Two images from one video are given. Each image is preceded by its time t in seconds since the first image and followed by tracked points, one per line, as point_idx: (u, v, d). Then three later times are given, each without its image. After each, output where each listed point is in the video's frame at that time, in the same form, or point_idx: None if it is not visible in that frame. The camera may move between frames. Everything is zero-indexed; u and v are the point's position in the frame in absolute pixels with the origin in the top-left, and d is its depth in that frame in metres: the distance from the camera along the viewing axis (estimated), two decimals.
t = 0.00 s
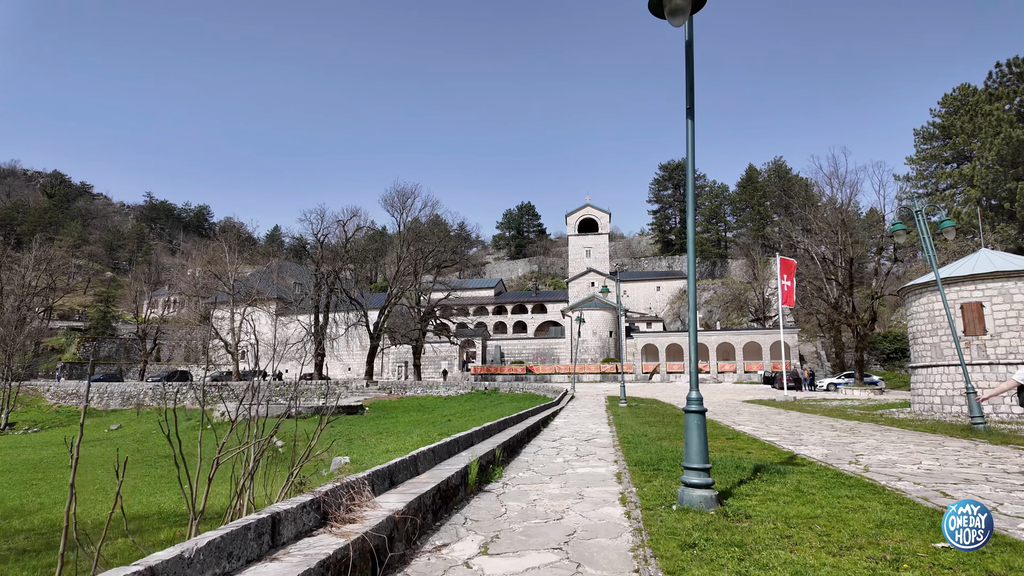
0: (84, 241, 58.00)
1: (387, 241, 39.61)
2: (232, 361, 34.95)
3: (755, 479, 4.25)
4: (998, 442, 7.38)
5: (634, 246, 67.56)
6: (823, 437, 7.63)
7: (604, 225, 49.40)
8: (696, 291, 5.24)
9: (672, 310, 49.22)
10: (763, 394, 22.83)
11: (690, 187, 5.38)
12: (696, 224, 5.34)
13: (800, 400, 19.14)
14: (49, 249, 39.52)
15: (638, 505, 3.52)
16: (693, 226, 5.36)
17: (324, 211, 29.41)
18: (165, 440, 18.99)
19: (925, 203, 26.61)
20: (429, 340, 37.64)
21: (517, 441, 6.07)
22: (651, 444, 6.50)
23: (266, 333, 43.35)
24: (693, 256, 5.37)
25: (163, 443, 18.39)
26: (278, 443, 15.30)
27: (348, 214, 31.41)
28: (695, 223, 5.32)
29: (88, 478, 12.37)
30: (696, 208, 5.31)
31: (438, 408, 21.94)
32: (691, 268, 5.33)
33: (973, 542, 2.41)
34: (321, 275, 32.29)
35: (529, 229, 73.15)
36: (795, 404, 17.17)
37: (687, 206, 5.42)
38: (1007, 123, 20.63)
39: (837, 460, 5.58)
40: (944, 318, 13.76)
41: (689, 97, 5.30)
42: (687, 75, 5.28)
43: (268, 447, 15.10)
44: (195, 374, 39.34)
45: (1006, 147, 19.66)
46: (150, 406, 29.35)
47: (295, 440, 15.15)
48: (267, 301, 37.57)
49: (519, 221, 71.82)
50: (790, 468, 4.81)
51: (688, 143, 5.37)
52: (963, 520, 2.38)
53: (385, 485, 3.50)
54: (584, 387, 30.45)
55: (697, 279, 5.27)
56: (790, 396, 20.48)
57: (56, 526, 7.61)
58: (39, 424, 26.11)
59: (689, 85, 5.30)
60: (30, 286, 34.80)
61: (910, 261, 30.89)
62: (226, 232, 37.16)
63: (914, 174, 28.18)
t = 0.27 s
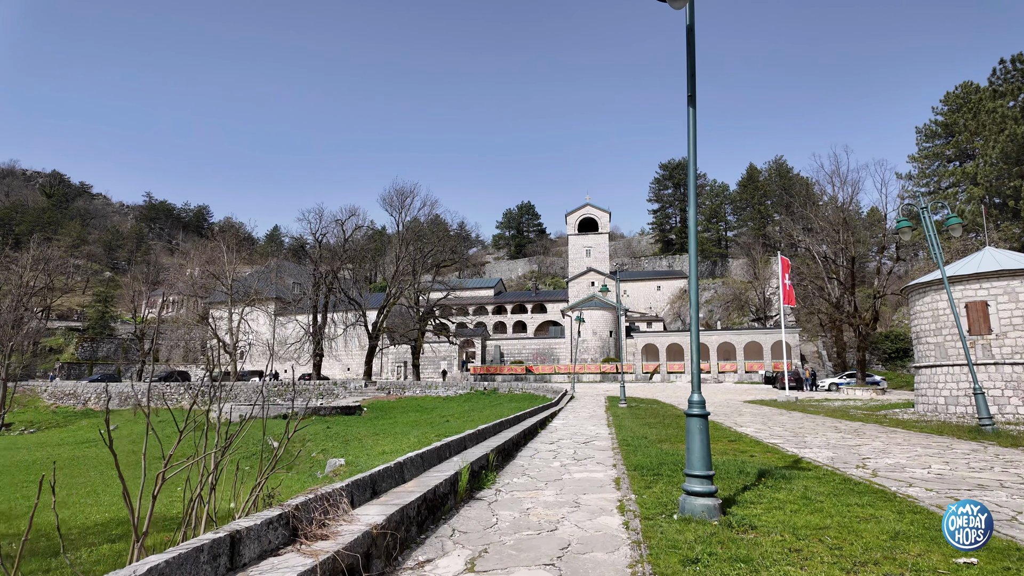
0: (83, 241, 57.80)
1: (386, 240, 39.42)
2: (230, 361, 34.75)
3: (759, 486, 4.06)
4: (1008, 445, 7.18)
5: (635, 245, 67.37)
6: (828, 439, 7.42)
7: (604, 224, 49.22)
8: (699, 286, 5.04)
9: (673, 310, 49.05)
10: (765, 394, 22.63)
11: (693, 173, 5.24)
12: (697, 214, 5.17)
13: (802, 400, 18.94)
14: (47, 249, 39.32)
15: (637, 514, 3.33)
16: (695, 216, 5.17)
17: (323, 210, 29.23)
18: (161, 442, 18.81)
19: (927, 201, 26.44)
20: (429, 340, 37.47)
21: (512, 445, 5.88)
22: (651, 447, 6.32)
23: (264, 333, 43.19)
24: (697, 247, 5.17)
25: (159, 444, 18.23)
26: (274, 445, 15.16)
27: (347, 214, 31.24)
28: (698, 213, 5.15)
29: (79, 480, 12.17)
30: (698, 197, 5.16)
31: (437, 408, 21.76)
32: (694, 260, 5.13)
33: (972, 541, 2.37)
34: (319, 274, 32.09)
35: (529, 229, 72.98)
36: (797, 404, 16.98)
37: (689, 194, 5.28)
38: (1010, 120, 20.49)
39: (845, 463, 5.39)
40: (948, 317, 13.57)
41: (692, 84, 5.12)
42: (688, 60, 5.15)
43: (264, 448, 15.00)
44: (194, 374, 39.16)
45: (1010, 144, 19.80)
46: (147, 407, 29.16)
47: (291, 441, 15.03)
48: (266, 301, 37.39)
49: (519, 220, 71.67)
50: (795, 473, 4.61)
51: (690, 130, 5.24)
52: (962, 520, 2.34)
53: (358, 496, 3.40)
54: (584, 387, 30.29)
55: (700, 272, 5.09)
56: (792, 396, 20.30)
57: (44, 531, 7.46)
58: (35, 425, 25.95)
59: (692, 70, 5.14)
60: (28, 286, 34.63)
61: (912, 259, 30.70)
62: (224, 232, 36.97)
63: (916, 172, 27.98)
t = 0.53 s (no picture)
0: (83, 240, 57.70)
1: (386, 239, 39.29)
2: (229, 360, 34.64)
3: (764, 488, 3.89)
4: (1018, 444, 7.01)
5: (636, 244, 67.18)
6: (833, 438, 7.26)
7: (605, 223, 49.03)
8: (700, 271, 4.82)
9: (674, 309, 48.87)
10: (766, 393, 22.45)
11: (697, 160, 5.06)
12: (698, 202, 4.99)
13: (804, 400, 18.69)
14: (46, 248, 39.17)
15: (638, 519, 3.16)
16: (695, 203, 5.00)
17: (323, 208, 29.11)
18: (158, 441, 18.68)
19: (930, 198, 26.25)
20: (429, 339, 37.34)
21: (508, 445, 5.73)
22: (652, 447, 6.14)
23: (264, 331, 43.09)
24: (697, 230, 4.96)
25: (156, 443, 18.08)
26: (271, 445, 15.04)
27: (347, 212, 31.11)
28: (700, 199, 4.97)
29: (73, 480, 12.04)
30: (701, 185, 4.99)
31: (437, 407, 21.62)
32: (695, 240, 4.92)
33: (972, 541, 2.35)
34: (318, 273, 31.93)
35: (530, 228, 72.79)
36: (799, 403, 16.81)
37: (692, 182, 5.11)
38: (1015, 117, 20.30)
39: (853, 463, 5.21)
40: (954, 315, 13.38)
41: (694, 67, 4.97)
42: (692, 41, 4.99)
43: (261, 448, 14.87)
44: (193, 373, 39.05)
45: (1015, 141, 19.77)
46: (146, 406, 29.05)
47: (288, 441, 14.90)
48: (266, 299, 37.26)
49: (520, 219, 71.52)
50: (802, 475, 4.43)
51: (692, 113, 5.09)
52: (960, 520, 2.29)
53: (336, 503, 3.27)
54: (585, 386, 30.16)
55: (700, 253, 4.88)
56: (795, 396, 20.13)
57: (32, 531, 7.33)
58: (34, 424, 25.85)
59: (695, 52, 5.00)
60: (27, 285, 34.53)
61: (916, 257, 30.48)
62: (224, 230, 36.84)
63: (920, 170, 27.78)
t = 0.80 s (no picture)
0: (83, 239, 57.53)
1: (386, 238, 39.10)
2: (228, 360, 34.48)
3: (773, 495, 3.71)
4: None
5: (637, 243, 66.92)
6: (841, 441, 7.06)
7: (606, 222, 48.81)
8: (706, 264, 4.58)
9: (675, 308, 48.65)
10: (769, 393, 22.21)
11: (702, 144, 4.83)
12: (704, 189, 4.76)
13: (807, 400, 18.48)
14: (45, 247, 39.02)
15: (641, 531, 2.99)
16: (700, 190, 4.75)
17: (322, 207, 28.93)
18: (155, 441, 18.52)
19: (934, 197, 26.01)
20: (428, 338, 37.17)
21: (505, 448, 5.55)
22: (654, 451, 5.94)
23: (263, 330, 42.94)
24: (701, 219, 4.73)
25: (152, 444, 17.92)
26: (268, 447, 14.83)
27: (346, 210, 30.93)
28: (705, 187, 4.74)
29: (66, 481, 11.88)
30: (706, 171, 4.79)
31: (436, 407, 21.44)
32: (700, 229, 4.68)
33: (972, 541, 2.32)
34: (318, 272, 31.76)
35: (531, 227, 72.57)
36: (803, 404, 16.58)
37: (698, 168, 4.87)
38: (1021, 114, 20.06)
39: (864, 468, 5.02)
40: (961, 315, 13.17)
41: (700, 49, 4.79)
42: (698, 22, 4.80)
43: (257, 449, 14.69)
44: (192, 372, 38.92)
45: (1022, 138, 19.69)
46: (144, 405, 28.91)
47: (284, 442, 14.72)
48: (265, 299, 37.09)
49: (521, 218, 71.28)
50: (811, 480, 4.24)
51: (699, 98, 4.88)
52: (963, 518, 2.28)
53: (315, 517, 3.06)
54: (585, 386, 29.96)
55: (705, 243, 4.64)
56: (798, 396, 19.91)
57: (17, 535, 7.15)
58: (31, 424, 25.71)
59: (701, 35, 4.81)
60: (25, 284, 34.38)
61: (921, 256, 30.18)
62: (222, 229, 36.66)
63: (923, 168, 27.49)
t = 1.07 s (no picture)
0: (82, 238, 57.40)
1: (385, 237, 38.96)
2: (226, 359, 34.28)
3: (782, 500, 3.53)
4: None
5: (638, 242, 66.73)
6: (846, 442, 6.88)
7: (606, 221, 48.62)
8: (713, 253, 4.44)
9: (676, 307, 48.46)
10: (770, 393, 22.01)
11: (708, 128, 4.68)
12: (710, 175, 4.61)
13: (810, 399, 18.28)
14: (43, 246, 38.85)
15: (642, 539, 2.81)
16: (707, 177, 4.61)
17: (320, 205, 28.74)
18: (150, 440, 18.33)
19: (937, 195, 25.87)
20: (428, 338, 37.01)
21: (502, 449, 5.40)
22: (655, 451, 5.75)
23: (262, 330, 42.75)
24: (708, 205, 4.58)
25: (148, 443, 17.72)
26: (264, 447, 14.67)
27: (345, 209, 30.76)
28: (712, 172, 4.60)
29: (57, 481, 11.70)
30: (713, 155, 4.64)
31: (434, 407, 21.27)
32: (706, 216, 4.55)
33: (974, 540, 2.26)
34: (316, 271, 31.61)
35: (531, 227, 72.41)
36: (805, 403, 16.40)
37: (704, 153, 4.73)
38: None
39: (873, 470, 4.83)
40: (966, 313, 12.99)
41: (706, 26, 4.65)
42: None
43: (252, 449, 14.54)
44: (191, 371, 38.74)
45: None
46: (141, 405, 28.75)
47: (280, 442, 14.56)
48: (264, 297, 36.92)
49: (521, 217, 71.13)
50: (820, 483, 4.06)
51: (704, 78, 4.73)
52: (962, 519, 2.16)
53: (283, 531, 2.90)
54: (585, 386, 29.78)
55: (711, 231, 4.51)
56: (800, 395, 19.73)
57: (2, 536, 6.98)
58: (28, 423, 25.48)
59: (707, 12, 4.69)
60: (23, 282, 34.22)
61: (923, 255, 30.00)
62: (221, 227, 36.49)
63: (926, 166, 27.29)
